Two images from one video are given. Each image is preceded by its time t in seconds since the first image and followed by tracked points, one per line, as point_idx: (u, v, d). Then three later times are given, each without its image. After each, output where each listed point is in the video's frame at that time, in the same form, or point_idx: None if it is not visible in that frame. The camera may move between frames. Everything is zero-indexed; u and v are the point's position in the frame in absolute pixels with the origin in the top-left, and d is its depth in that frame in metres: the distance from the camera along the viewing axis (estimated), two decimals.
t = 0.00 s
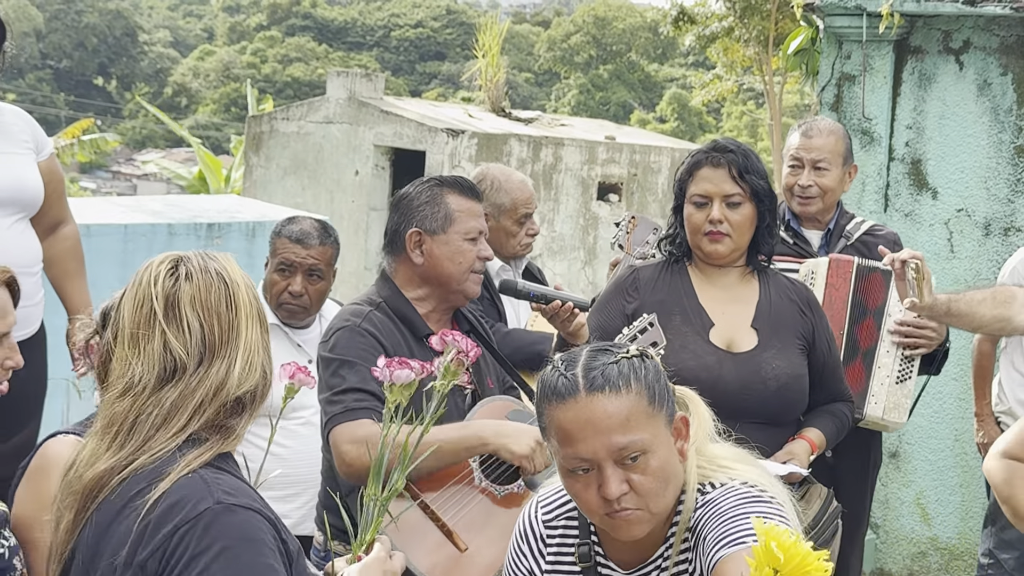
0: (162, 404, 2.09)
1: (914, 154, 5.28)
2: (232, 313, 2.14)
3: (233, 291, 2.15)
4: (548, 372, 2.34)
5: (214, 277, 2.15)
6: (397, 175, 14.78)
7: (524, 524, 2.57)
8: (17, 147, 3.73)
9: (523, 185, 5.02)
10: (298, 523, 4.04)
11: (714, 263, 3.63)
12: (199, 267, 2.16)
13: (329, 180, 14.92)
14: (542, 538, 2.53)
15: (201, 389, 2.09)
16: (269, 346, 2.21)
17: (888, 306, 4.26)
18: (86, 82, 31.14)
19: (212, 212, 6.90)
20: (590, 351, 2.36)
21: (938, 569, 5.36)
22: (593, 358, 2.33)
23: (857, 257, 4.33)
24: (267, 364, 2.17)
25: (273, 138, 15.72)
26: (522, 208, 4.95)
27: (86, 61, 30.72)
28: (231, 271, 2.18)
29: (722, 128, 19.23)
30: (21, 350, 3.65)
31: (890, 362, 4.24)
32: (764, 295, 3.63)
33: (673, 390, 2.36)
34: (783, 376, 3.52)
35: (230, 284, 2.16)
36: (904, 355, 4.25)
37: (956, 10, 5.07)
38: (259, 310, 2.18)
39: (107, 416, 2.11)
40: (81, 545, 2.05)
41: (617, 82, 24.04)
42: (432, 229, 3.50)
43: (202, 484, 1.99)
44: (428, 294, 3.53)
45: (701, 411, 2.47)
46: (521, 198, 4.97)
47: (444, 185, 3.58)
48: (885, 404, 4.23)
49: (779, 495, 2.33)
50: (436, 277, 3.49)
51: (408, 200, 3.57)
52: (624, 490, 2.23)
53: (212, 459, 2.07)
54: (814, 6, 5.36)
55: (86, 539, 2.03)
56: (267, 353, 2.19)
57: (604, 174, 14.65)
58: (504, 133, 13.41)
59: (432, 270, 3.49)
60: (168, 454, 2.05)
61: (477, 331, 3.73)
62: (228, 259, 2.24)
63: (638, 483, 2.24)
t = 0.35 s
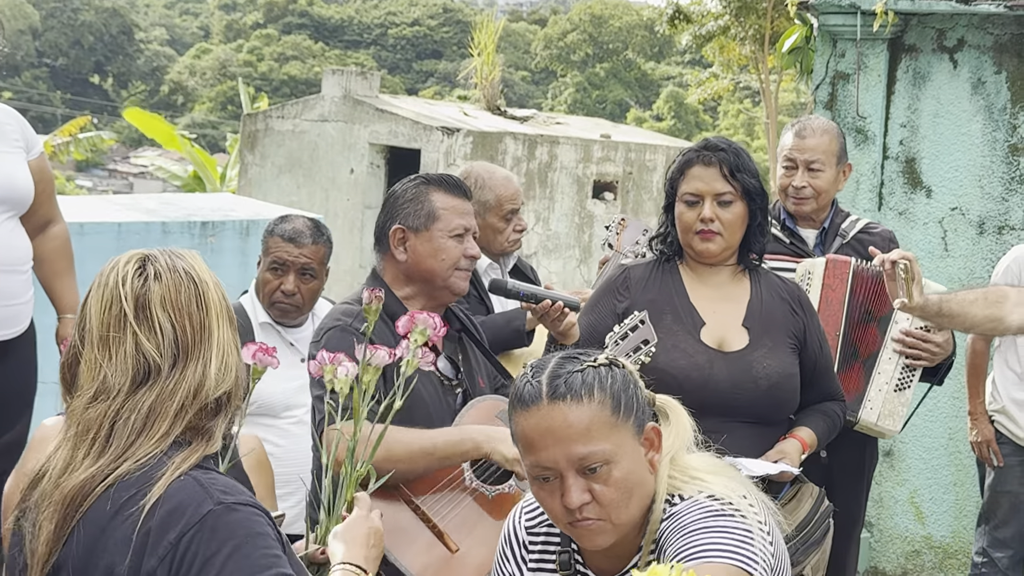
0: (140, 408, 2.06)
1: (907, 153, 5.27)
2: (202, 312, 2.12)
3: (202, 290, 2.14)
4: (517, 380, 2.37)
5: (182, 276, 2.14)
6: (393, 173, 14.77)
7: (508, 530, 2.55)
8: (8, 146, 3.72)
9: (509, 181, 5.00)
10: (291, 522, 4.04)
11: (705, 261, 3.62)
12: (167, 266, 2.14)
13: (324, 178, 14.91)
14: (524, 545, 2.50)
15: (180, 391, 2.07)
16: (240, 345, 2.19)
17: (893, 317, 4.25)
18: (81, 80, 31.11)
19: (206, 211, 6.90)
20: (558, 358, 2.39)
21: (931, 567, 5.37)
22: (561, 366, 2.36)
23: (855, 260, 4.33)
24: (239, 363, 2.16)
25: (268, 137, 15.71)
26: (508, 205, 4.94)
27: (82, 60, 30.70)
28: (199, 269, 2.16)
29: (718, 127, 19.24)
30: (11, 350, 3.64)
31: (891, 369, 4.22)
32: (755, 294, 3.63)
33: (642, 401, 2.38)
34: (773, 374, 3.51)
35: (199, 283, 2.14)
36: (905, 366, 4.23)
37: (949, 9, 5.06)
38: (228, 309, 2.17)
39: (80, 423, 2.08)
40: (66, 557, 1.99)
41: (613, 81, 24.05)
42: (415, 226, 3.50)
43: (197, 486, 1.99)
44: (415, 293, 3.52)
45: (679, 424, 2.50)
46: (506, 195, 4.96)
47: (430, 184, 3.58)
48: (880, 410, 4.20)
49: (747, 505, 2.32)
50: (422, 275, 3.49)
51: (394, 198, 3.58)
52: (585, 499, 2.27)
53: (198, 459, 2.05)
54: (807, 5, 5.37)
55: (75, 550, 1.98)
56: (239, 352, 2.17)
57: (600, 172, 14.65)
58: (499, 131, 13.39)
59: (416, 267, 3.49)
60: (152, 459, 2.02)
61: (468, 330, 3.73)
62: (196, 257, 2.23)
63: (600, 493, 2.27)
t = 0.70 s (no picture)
0: (114, 403, 2.06)
1: (904, 145, 5.27)
2: (175, 304, 2.11)
3: (174, 282, 2.13)
4: (496, 387, 2.37)
5: (154, 266, 2.13)
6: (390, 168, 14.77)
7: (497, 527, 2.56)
8: (6, 137, 3.71)
9: (502, 172, 5.00)
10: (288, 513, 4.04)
11: (699, 252, 3.62)
12: (139, 256, 2.13)
13: (321, 173, 14.91)
14: (514, 542, 2.51)
15: (152, 386, 2.07)
16: (215, 335, 2.18)
17: (904, 319, 4.23)
18: (78, 75, 31.09)
19: (202, 203, 6.89)
20: (537, 366, 2.39)
21: (928, 559, 5.38)
22: (538, 374, 2.36)
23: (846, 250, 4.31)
24: (213, 355, 2.15)
25: (266, 131, 15.70)
26: (500, 196, 4.94)
27: (79, 55, 30.69)
28: (172, 259, 2.15)
29: (715, 121, 19.25)
30: (9, 341, 3.64)
31: (891, 372, 4.22)
32: (750, 285, 3.63)
33: (620, 410, 2.37)
34: (768, 366, 3.51)
35: (171, 275, 2.13)
36: (905, 372, 4.23)
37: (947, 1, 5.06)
38: (201, 301, 2.15)
39: (54, 417, 2.08)
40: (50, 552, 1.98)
41: (610, 76, 24.09)
42: (405, 216, 3.51)
43: (181, 477, 1.98)
44: (407, 284, 3.53)
45: (662, 431, 2.45)
46: (498, 184, 4.95)
47: (422, 174, 3.58)
48: (873, 410, 4.22)
49: (715, 511, 2.27)
50: (411, 266, 3.49)
51: (389, 186, 3.59)
52: (556, 510, 2.27)
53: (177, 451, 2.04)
54: None
55: (58, 547, 1.98)
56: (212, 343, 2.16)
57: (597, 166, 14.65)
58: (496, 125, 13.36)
59: (405, 257, 3.49)
60: (128, 453, 2.02)
61: (465, 322, 3.72)
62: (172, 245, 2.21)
63: (570, 504, 2.27)
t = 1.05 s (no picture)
0: (107, 395, 2.09)
1: (904, 138, 5.28)
2: (165, 294, 2.14)
3: (164, 272, 2.14)
4: (486, 392, 2.37)
5: (143, 257, 2.14)
6: (389, 162, 14.76)
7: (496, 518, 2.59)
8: (10, 131, 3.72)
9: (502, 167, 4.99)
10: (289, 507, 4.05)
11: (698, 244, 3.63)
12: (129, 247, 2.15)
13: (321, 167, 14.89)
14: (515, 532, 2.55)
15: (147, 377, 2.10)
16: (208, 320, 2.21)
17: (916, 324, 4.20)
18: (78, 69, 31.05)
19: (202, 197, 6.89)
20: (522, 372, 2.38)
21: (928, 552, 5.39)
22: (521, 382, 2.35)
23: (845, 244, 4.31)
24: (206, 342, 2.18)
25: (265, 125, 15.70)
26: (499, 190, 4.93)
27: (78, 49, 30.65)
28: (162, 248, 2.16)
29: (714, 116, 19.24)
30: (12, 334, 3.63)
31: (898, 376, 4.19)
32: (748, 277, 3.63)
33: (609, 409, 2.35)
34: (768, 357, 3.51)
35: (161, 265, 2.15)
36: (912, 378, 4.19)
37: None
38: (193, 290, 2.18)
39: (48, 406, 2.11)
40: (55, 541, 2.02)
41: (610, 70, 24.09)
42: (415, 212, 3.49)
43: (184, 459, 2.04)
44: (409, 278, 3.53)
45: (661, 417, 2.45)
46: (498, 181, 4.94)
47: (431, 168, 3.57)
48: (877, 413, 4.20)
49: (716, 495, 2.29)
50: (419, 261, 3.48)
51: (394, 179, 3.57)
52: (551, 514, 2.29)
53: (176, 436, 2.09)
54: None
55: (64, 538, 2.01)
56: (205, 329, 2.20)
57: (597, 161, 14.64)
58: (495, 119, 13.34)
59: (413, 252, 3.48)
60: (126, 442, 2.06)
61: (465, 315, 3.73)
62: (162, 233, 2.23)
63: (564, 509, 2.29)
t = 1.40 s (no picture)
0: (111, 382, 2.10)
1: (903, 133, 5.28)
2: (164, 281, 2.13)
3: (164, 259, 2.13)
4: (488, 384, 2.45)
5: (143, 246, 2.13)
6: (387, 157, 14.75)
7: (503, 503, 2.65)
8: (14, 125, 3.72)
9: (498, 161, 4.98)
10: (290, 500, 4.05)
11: (697, 238, 3.62)
12: (129, 237, 2.14)
13: (319, 162, 14.88)
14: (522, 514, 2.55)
15: (149, 362, 2.11)
16: (212, 305, 2.21)
17: (885, 285, 4.25)
18: (76, 64, 31.00)
19: (201, 192, 6.89)
20: (520, 366, 2.43)
21: (927, 546, 5.39)
22: (519, 376, 2.41)
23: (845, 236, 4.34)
24: (208, 326, 2.18)
25: (264, 120, 15.69)
26: (495, 184, 4.93)
27: (76, 44, 30.59)
28: (162, 236, 2.15)
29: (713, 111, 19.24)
30: (15, 329, 3.64)
31: (894, 340, 4.22)
32: (748, 270, 3.63)
33: (606, 404, 2.40)
34: (767, 350, 3.51)
35: (160, 252, 2.14)
36: (906, 330, 4.22)
37: None
38: (194, 276, 2.16)
39: (57, 394, 2.12)
40: (73, 529, 2.04)
41: (608, 65, 24.06)
42: (423, 207, 3.47)
43: (201, 438, 2.06)
44: (413, 272, 3.52)
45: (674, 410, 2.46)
46: (493, 174, 4.93)
47: (436, 163, 3.55)
48: (895, 383, 4.20)
49: (758, 497, 2.38)
50: (425, 258, 3.48)
51: (398, 174, 3.54)
52: (549, 502, 2.42)
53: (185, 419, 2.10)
54: None
55: (84, 524, 2.04)
56: (209, 314, 2.19)
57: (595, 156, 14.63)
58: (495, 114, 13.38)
59: (420, 248, 3.47)
60: (132, 429, 2.07)
61: (466, 309, 3.74)
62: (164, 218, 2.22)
63: (559, 499, 2.41)
